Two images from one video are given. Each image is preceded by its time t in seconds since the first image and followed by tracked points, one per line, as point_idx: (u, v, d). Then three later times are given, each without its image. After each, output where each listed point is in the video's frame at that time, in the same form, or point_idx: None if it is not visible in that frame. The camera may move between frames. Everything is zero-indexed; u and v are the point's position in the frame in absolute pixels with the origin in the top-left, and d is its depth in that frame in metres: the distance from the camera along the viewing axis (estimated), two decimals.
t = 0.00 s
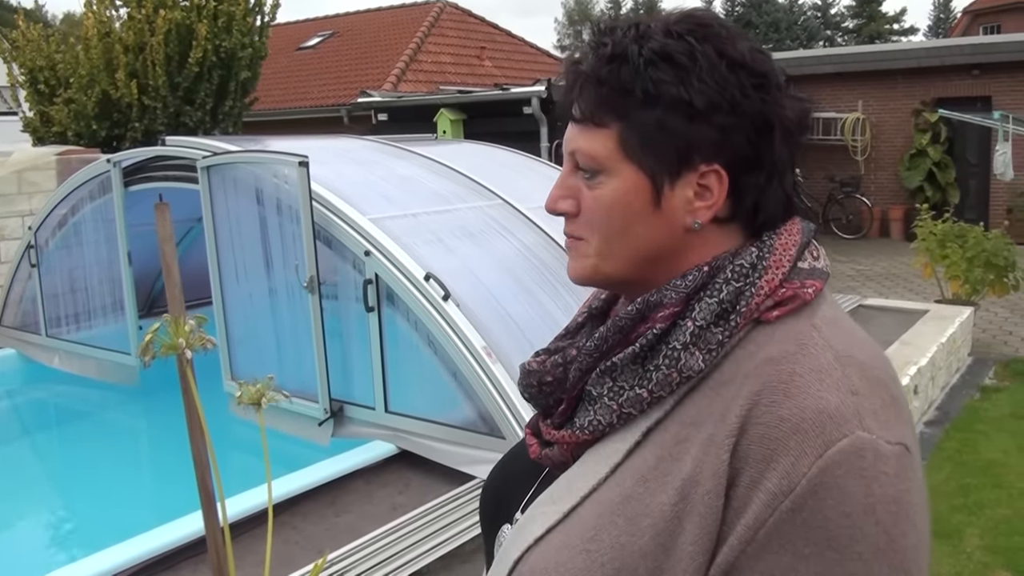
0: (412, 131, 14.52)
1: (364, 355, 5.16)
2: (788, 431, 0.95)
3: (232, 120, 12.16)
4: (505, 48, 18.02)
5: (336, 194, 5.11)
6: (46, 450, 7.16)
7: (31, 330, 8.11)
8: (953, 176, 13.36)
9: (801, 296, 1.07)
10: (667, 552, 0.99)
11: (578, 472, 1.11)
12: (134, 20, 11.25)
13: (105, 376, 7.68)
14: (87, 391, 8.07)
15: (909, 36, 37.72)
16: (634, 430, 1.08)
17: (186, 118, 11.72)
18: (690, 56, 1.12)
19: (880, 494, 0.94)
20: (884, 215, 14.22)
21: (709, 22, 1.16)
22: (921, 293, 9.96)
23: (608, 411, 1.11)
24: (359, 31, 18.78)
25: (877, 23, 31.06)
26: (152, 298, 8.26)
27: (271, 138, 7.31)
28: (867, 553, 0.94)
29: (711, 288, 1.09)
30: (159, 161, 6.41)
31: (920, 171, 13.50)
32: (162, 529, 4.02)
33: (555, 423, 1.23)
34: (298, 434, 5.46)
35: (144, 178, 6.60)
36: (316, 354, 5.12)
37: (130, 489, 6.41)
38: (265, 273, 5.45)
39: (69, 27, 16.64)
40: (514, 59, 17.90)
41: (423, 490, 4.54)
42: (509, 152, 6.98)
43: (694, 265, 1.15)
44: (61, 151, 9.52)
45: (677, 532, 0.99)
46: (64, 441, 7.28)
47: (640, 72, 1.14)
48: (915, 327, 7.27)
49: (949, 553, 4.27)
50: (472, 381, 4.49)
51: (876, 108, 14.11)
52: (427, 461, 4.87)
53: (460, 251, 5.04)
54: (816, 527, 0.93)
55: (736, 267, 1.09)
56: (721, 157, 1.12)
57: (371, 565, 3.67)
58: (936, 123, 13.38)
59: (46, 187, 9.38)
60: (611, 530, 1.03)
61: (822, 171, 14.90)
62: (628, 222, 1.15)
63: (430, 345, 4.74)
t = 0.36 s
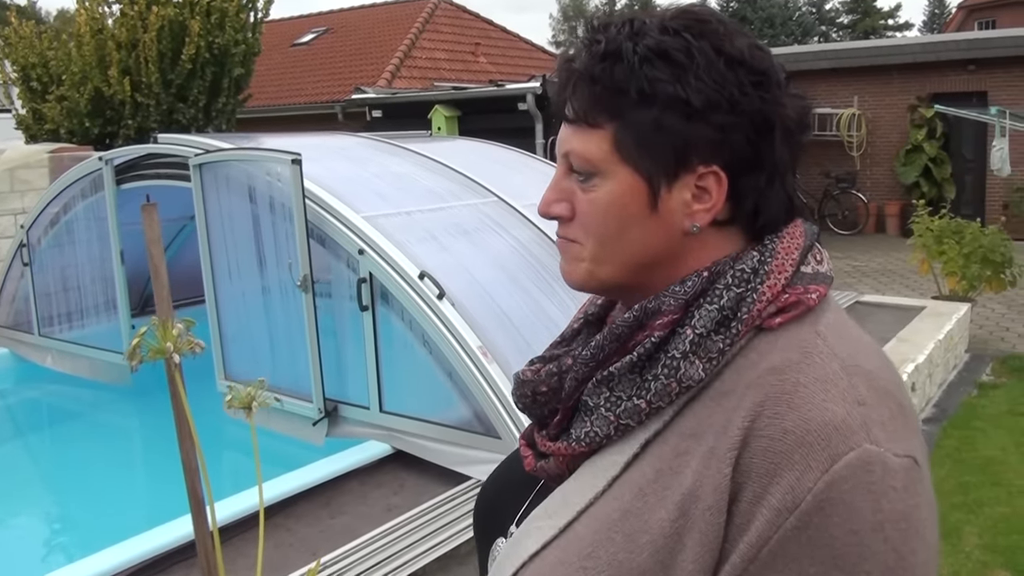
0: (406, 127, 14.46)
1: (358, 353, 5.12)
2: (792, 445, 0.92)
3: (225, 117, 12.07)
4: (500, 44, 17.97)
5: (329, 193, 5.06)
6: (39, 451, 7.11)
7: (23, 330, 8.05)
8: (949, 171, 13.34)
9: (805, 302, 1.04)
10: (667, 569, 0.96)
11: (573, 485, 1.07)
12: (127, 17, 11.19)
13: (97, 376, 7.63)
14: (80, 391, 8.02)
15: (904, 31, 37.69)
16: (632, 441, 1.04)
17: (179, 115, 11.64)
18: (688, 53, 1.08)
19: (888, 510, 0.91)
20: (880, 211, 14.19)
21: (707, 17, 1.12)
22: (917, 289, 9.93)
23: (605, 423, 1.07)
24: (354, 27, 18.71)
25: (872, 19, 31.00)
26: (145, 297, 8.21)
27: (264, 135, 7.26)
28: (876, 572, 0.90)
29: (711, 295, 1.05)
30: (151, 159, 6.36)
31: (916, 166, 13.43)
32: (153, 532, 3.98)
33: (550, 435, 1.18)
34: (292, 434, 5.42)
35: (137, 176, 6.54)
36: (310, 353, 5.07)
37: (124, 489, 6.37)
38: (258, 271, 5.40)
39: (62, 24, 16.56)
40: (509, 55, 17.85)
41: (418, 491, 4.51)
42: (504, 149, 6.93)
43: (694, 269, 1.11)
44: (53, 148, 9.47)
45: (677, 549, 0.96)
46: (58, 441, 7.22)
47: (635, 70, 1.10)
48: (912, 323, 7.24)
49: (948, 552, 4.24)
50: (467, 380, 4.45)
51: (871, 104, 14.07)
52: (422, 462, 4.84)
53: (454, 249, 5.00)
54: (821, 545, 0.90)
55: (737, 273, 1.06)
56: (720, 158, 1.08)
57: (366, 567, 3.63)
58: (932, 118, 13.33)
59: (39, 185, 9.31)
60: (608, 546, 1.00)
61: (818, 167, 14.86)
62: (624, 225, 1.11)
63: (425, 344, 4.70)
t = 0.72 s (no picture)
0: (405, 125, 14.40)
1: (356, 352, 5.07)
2: (809, 459, 0.88)
3: (223, 115, 11.97)
4: (499, 41, 17.91)
5: (326, 190, 5.01)
6: (36, 451, 7.06)
7: (20, 328, 7.99)
8: (949, 168, 13.31)
9: (818, 308, 0.99)
10: None
11: (576, 497, 1.02)
12: (124, 14, 11.15)
13: (94, 375, 7.59)
14: (77, 391, 7.97)
15: (904, 28, 37.59)
16: (638, 454, 0.99)
17: (176, 112, 11.56)
18: (697, 47, 1.03)
19: (909, 529, 0.87)
20: (880, 208, 14.14)
21: (715, 10, 1.07)
22: (918, 286, 9.88)
23: (608, 434, 1.02)
24: (352, 24, 18.66)
25: (871, 16, 30.91)
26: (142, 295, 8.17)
27: (261, 133, 7.20)
28: None
29: (720, 300, 1.01)
30: (148, 157, 6.30)
31: (917, 163, 13.38)
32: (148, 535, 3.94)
33: (551, 445, 1.14)
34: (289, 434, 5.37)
35: (133, 174, 6.48)
36: (307, 352, 5.02)
37: (121, 489, 6.32)
38: (255, 270, 5.36)
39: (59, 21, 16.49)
40: (508, 52, 17.80)
41: (417, 492, 4.47)
42: (503, 146, 6.88)
43: (704, 272, 1.07)
44: (50, 146, 9.45)
45: (686, 568, 0.91)
46: (55, 441, 7.18)
47: (642, 64, 1.05)
48: (913, 321, 7.19)
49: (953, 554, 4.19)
50: (466, 379, 4.40)
51: (872, 100, 14.00)
52: (421, 463, 4.80)
53: (454, 247, 4.95)
54: (839, 565, 0.86)
55: (748, 276, 1.01)
56: (732, 156, 1.03)
57: (364, 569, 3.59)
58: (933, 115, 13.26)
59: (35, 183, 9.26)
60: (613, 563, 0.95)
61: (818, 164, 14.80)
62: (631, 226, 1.06)
63: (424, 343, 4.65)
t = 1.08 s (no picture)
0: (400, 123, 14.33)
1: (349, 353, 5.02)
2: (818, 487, 0.83)
3: (216, 112, 11.83)
4: (494, 39, 17.86)
5: (318, 189, 4.95)
6: (27, 451, 7.00)
7: (10, 328, 7.92)
8: (945, 168, 13.28)
9: (829, 323, 0.95)
10: None
11: (569, 519, 0.97)
12: (116, 11, 11.07)
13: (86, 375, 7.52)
14: (68, 391, 7.90)
15: (900, 27, 37.57)
16: (636, 475, 0.94)
17: (169, 110, 11.47)
18: (698, 47, 0.98)
19: (924, 560, 0.82)
20: (876, 207, 14.11)
21: (718, 7, 1.02)
22: (915, 286, 9.84)
23: (605, 454, 0.97)
24: (347, 21, 18.58)
25: (867, 14, 30.85)
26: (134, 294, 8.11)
27: (254, 131, 7.14)
28: None
29: (724, 313, 0.95)
30: (139, 155, 6.24)
31: (912, 163, 13.39)
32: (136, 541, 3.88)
33: (544, 464, 1.09)
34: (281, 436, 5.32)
35: (124, 172, 6.42)
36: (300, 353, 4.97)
37: (113, 490, 6.26)
38: (247, 269, 5.30)
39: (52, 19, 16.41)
40: (503, 50, 17.74)
41: (410, 495, 4.41)
42: (498, 144, 6.83)
43: (705, 284, 1.02)
44: (42, 144, 9.38)
45: None
46: (46, 441, 7.12)
47: (640, 65, 1.00)
48: (910, 322, 7.15)
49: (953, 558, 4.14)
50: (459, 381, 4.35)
51: (868, 99, 13.94)
52: (415, 466, 4.74)
53: (448, 247, 4.89)
54: None
55: (754, 289, 0.96)
56: (734, 163, 0.99)
57: None
58: (928, 114, 13.22)
59: (27, 181, 9.18)
60: None
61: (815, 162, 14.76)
62: (628, 234, 1.02)
63: (417, 344, 4.59)
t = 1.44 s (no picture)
0: (393, 122, 14.27)
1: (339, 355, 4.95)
2: (823, 529, 0.79)
3: (208, 111, 11.75)
4: (489, 37, 17.80)
5: (309, 190, 4.88)
6: (16, 453, 6.92)
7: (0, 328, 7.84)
8: (940, 168, 13.25)
9: (834, 348, 0.90)
10: None
11: (555, 556, 0.93)
12: (108, 8, 10.98)
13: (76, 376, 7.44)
14: (58, 392, 7.82)
15: (894, 26, 37.57)
16: (627, 510, 0.89)
17: (161, 108, 11.35)
18: (695, 49, 0.92)
19: None
20: (871, 207, 14.07)
21: (716, 7, 0.96)
22: (910, 286, 9.79)
23: (594, 486, 0.92)
24: (341, 18, 18.51)
25: (862, 13, 30.81)
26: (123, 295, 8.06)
27: (246, 130, 7.07)
28: None
29: (721, 337, 0.90)
30: (128, 155, 6.17)
31: (907, 162, 13.32)
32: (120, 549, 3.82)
33: (531, 494, 1.04)
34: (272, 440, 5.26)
35: (113, 172, 6.34)
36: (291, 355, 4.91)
37: (102, 492, 6.18)
38: (237, 271, 5.23)
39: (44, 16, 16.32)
40: (498, 48, 17.69)
41: (401, 501, 4.35)
42: (490, 143, 6.77)
43: (702, 303, 0.96)
44: (32, 142, 9.31)
45: None
46: (36, 443, 7.05)
47: (632, 67, 0.94)
48: (906, 323, 7.11)
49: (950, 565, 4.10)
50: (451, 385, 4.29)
51: (864, 97, 13.84)
52: (406, 471, 4.68)
53: (440, 249, 4.83)
54: None
55: (754, 311, 0.91)
56: (732, 171, 0.93)
57: None
58: (923, 114, 13.17)
59: (17, 180, 9.10)
60: None
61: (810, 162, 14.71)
62: (621, 250, 0.96)
63: (408, 347, 4.53)
